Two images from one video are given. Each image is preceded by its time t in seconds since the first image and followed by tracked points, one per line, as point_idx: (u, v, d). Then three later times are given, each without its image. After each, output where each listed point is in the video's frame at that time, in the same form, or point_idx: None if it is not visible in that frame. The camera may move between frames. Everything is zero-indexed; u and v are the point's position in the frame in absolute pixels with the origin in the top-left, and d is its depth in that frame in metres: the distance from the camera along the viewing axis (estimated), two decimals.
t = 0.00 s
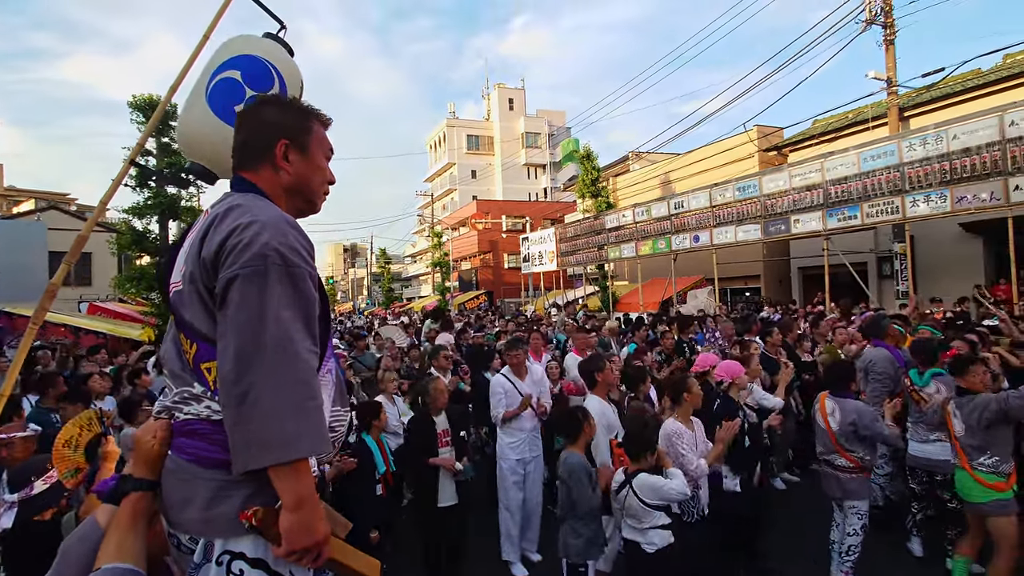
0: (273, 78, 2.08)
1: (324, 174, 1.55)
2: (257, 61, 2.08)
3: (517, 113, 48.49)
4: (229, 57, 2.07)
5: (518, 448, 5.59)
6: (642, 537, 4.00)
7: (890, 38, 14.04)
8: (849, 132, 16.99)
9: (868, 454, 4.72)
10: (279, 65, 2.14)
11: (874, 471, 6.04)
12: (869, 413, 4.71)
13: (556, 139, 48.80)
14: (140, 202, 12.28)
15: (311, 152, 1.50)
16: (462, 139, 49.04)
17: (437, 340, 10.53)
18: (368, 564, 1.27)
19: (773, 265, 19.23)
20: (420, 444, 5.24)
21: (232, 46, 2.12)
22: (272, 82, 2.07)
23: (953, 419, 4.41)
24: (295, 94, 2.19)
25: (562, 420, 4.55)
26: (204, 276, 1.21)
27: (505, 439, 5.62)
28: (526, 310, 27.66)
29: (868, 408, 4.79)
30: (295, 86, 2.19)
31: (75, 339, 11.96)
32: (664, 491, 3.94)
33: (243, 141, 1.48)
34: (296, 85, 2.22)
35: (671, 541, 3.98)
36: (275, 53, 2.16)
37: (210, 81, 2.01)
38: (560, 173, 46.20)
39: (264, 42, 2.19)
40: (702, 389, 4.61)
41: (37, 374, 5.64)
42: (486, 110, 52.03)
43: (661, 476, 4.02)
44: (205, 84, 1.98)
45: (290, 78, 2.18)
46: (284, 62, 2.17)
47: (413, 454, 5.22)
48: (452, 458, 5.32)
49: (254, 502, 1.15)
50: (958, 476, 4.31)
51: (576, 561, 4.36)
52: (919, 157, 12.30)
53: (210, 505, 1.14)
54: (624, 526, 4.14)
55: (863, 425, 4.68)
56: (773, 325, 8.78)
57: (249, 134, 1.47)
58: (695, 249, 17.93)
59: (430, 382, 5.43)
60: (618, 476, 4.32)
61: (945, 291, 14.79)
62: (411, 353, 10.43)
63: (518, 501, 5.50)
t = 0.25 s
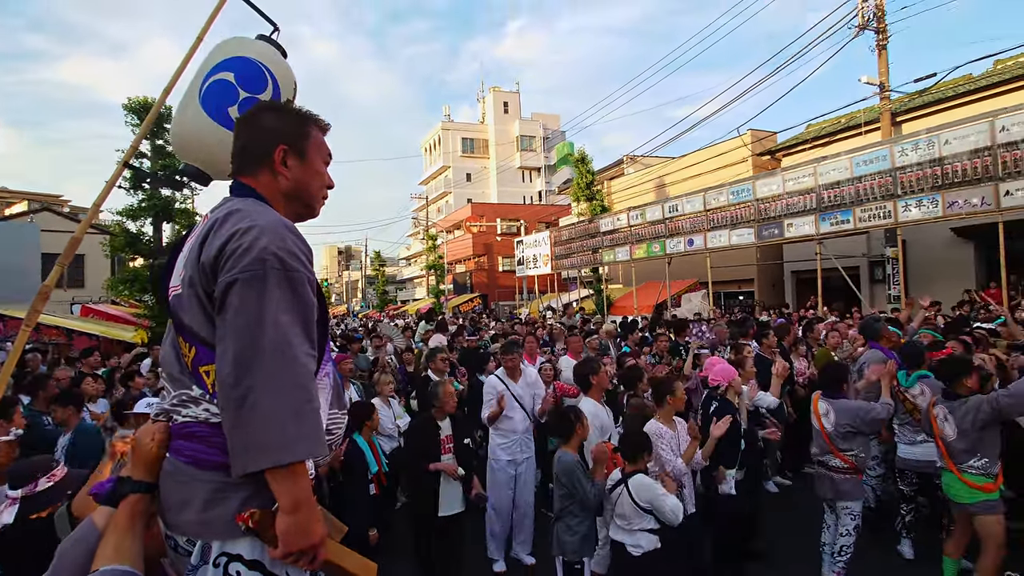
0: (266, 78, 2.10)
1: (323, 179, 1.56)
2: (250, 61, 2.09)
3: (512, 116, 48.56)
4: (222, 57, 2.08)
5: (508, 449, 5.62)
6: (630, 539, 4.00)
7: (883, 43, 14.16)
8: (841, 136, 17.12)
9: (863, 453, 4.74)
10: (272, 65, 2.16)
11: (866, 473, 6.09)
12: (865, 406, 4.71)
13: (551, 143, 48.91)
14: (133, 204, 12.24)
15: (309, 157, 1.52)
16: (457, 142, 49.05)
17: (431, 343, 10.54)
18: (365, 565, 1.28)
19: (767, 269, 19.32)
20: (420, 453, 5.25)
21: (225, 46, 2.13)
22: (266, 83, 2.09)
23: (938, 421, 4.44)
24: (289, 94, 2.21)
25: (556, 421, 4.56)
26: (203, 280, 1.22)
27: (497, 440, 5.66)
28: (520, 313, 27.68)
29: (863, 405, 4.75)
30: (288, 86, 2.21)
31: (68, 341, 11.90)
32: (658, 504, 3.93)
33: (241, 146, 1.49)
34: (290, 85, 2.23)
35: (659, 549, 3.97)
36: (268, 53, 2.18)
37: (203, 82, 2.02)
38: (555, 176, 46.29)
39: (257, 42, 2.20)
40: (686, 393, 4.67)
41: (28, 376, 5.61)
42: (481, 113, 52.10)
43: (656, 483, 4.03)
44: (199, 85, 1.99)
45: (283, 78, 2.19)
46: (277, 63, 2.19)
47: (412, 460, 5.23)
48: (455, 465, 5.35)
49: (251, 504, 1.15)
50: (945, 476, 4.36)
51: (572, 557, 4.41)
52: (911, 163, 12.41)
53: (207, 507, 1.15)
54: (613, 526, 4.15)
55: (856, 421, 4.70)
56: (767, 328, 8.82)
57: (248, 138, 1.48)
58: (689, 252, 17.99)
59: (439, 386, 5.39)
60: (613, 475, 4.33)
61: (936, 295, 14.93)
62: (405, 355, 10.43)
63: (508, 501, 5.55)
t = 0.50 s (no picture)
0: (261, 77, 2.12)
1: (318, 178, 1.56)
2: (244, 60, 2.12)
3: (508, 119, 48.65)
4: (218, 56, 2.11)
5: (501, 452, 5.58)
6: (622, 542, 3.99)
7: (876, 49, 14.27)
8: (836, 141, 17.21)
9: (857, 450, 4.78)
10: (268, 66, 2.19)
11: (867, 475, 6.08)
12: (853, 405, 4.76)
13: (547, 146, 48.98)
14: (128, 206, 12.19)
15: (305, 156, 1.51)
16: (453, 145, 49.03)
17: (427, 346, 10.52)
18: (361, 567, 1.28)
19: (762, 273, 19.38)
20: (422, 457, 5.18)
21: (220, 45, 2.16)
22: (260, 82, 2.12)
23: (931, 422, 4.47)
24: (283, 95, 2.23)
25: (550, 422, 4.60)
26: (198, 279, 1.21)
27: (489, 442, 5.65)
28: (516, 316, 27.66)
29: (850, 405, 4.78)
30: (282, 87, 2.24)
31: (61, 344, 11.83)
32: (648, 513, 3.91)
33: (237, 144, 1.49)
34: (283, 85, 2.26)
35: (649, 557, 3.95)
36: (263, 53, 2.21)
37: (197, 78, 2.03)
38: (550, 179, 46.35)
39: (253, 41, 2.23)
40: (672, 398, 4.74)
41: (20, 378, 5.58)
42: (477, 116, 52.16)
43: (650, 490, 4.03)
44: (193, 81, 2.00)
45: (277, 78, 2.22)
46: (273, 63, 2.22)
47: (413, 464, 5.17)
48: (457, 470, 5.25)
49: (246, 506, 1.15)
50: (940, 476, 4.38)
51: (566, 558, 4.40)
52: (904, 167, 12.50)
53: (202, 509, 1.15)
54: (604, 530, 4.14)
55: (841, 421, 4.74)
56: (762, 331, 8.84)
57: (244, 138, 1.47)
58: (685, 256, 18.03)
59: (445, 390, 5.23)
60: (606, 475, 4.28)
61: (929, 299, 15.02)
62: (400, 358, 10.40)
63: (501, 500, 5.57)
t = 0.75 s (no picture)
0: (258, 69, 2.10)
1: (316, 170, 1.54)
2: (241, 52, 2.10)
3: (507, 121, 48.69)
4: (216, 49, 2.10)
5: (493, 455, 5.74)
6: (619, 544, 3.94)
7: (874, 52, 14.31)
8: (834, 143, 17.24)
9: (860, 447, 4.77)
10: (266, 58, 2.17)
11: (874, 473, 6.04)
12: (852, 401, 4.73)
13: (546, 148, 48.99)
14: (126, 207, 12.17)
15: (303, 150, 1.50)
16: (451, 147, 49.02)
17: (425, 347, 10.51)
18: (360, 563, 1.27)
19: (760, 274, 19.37)
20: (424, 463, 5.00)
21: (218, 38, 2.16)
22: (256, 74, 2.10)
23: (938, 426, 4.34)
24: (281, 88, 2.21)
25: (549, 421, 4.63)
26: (194, 272, 1.20)
27: (479, 447, 5.78)
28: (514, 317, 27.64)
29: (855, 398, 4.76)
30: (281, 80, 2.22)
31: (59, 345, 11.79)
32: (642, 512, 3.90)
33: (234, 138, 1.48)
34: (282, 78, 2.24)
35: (645, 559, 3.90)
36: (262, 46, 2.19)
37: (194, 72, 2.02)
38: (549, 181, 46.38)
39: (252, 34, 2.22)
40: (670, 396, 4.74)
41: (17, 378, 5.56)
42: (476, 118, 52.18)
43: (645, 492, 4.02)
44: (189, 74, 1.99)
45: (276, 70, 2.20)
46: (271, 55, 2.20)
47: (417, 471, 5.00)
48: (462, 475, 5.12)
49: (244, 504, 1.14)
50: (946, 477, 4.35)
51: (564, 558, 4.40)
52: (902, 169, 12.53)
53: (199, 505, 1.13)
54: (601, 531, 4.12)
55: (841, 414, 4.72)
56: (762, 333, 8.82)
57: (241, 131, 1.46)
58: (683, 257, 18.04)
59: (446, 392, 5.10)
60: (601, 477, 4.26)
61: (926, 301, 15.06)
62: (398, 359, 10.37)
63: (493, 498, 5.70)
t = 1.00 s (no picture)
0: (260, 68, 2.10)
1: (317, 167, 1.54)
2: (244, 51, 2.10)
3: (506, 124, 48.72)
4: (219, 47, 2.10)
5: (485, 455, 5.76)
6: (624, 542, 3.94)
7: (872, 54, 14.35)
8: (832, 145, 17.27)
9: (869, 449, 4.78)
10: (269, 56, 2.17)
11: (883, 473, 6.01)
12: (861, 402, 4.78)
13: (545, 151, 49.04)
14: (125, 208, 12.17)
15: (304, 145, 1.50)
16: (450, 149, 49.05)
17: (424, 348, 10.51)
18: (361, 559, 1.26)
19: (759, 276, 19.38)
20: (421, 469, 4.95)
21: (220, 37, 2.16)
22: (258, 72, 2.09)
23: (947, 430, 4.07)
24: (284, 86, 2.21)
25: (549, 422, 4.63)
26: (196, 266, 1.20)
27: (472, 446, 5.79)
28: (513, 319, 27.65)
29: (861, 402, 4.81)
30: (284, 78, 2.22)
31: (57, 346, 11.78)
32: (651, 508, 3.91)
33: (235, 134, 1.48)
34: (285, 77, 2.24)
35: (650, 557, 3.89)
36: (265, 44, 2.19)
37: (197, 70, 2.02)
38: (548, 183, 46.41)
39: (256, 33, 2.22)
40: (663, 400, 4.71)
41: (15, 379, 5.55)
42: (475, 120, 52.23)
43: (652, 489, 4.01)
44: (191, 73, 1.99)
45: (279, 69, 2.20)
46: (274, 53, 2.20)
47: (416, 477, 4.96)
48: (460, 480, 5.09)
49: (245, 499, 1.13)
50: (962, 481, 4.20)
51: (565, 558, 4.37)
52: (901, 171, 12.54)
53: (199, 501, 1.13)
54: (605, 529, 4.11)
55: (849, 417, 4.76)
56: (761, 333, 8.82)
57: (242, 127, 1.46)
58: (682, 259, 18.05)
59: (441, 395, 5.05)
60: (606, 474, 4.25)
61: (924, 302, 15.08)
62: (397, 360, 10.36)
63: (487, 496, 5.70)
